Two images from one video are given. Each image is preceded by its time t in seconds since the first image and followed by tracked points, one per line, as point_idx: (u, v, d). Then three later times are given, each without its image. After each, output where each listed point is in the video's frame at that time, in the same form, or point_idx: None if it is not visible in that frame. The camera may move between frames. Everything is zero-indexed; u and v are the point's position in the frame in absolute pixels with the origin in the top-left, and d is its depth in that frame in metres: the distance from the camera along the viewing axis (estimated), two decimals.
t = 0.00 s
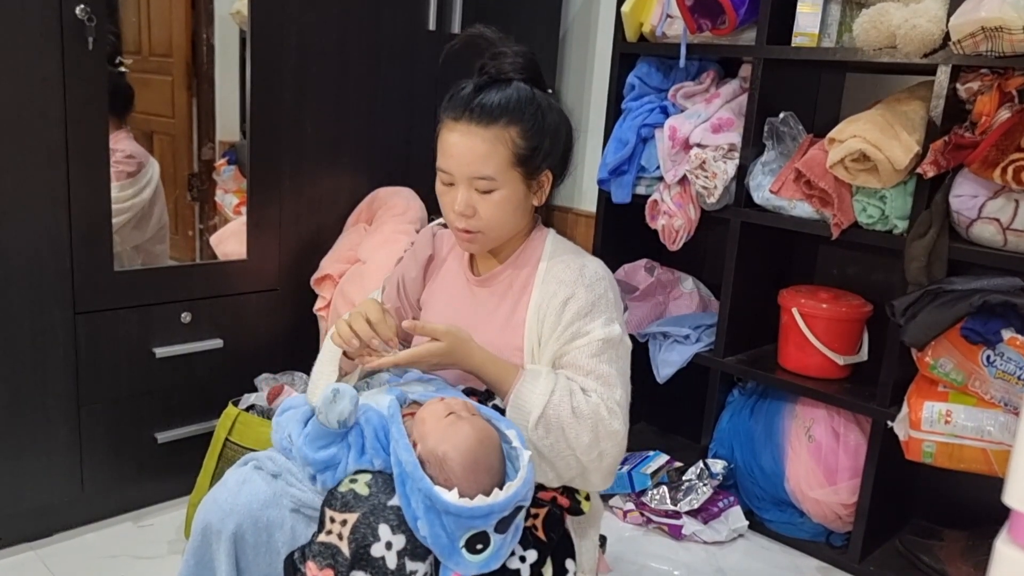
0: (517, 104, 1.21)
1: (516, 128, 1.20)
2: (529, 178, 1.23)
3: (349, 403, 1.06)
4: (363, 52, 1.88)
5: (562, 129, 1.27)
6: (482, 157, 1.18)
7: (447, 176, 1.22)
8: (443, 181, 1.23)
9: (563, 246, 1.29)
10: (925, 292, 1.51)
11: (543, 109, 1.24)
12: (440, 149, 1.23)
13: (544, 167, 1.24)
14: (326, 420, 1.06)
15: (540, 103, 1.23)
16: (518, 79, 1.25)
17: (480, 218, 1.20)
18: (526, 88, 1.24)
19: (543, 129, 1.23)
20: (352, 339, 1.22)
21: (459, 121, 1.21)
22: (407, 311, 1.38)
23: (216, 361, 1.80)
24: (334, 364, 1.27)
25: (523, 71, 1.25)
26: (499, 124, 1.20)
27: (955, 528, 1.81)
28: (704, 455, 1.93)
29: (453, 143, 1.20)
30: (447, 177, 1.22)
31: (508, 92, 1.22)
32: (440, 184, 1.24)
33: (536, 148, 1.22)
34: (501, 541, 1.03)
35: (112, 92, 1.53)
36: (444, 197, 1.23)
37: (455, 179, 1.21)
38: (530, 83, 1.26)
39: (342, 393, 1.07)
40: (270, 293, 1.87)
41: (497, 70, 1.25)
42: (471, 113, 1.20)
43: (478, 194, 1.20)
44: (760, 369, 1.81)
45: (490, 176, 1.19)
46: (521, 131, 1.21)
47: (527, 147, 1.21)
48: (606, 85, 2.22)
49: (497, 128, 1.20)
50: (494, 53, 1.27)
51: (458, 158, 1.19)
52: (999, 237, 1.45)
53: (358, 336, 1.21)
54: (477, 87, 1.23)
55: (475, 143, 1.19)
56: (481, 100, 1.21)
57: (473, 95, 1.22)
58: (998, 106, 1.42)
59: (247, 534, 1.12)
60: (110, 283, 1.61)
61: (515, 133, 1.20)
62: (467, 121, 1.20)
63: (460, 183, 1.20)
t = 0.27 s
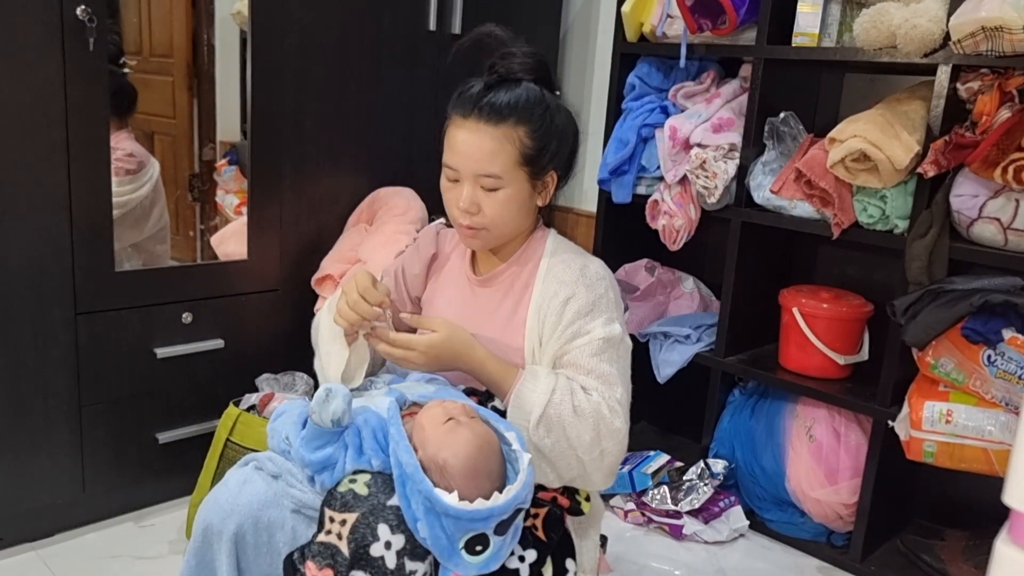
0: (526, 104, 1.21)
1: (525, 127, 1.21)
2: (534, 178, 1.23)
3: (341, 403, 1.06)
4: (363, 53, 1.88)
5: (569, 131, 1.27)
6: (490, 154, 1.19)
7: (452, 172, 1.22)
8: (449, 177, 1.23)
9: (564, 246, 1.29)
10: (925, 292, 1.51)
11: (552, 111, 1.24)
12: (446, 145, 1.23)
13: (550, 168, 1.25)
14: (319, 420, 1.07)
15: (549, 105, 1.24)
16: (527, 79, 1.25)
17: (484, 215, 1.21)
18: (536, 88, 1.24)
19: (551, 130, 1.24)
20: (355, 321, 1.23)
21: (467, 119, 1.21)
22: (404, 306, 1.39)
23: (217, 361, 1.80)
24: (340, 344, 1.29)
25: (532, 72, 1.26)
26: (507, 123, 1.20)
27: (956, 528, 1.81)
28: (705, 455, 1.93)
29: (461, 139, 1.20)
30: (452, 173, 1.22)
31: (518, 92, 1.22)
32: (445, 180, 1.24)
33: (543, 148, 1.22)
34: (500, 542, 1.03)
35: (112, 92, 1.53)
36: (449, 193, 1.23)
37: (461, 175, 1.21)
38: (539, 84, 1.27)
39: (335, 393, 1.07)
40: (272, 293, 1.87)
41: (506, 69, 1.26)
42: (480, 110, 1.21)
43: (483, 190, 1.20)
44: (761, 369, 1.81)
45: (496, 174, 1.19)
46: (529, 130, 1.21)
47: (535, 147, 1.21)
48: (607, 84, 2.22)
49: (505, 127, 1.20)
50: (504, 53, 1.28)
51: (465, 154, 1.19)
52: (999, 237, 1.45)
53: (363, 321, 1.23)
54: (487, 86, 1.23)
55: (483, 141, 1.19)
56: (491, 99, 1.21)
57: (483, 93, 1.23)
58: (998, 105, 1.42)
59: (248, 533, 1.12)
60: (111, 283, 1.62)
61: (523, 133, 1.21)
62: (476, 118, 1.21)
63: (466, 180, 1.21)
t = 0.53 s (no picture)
0: (535, 104, 1.22)
1: (533, 124, 1.21)
2: (539, 177, 1.24)
3: (331, 400, 1.09)
4: (363, 52, 1.88)
5: (576, 134, 1.28)
6: (497, 148, 1.19)
7: (458, 164, 1.22)
8: (454, 169, 1.23)
9: (564, 244, 1.29)
10: (925, 291, 1.51)
11: (561, 112, 1.25)
12: (454, 137, 1.24)
13: (555, 168, 1.25)
14: (311, 418, 1.09)
15: (558, 106, 1.24)
16: (538, 80, 1.26)
17: (486, 208, 1.21)
18: (546, 89, 1.25)
19: (558, 132, 1.24)
20: (364, 299, 1.23)
21: (477, 113, 1.22)
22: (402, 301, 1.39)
23: (217, 361, 1.80)
24: (331, 322, 1.29)
25: (543, 73, 1.26)
26: (516, 121, 1.20)
27: (958, 528, 1.80)
28: (705, 455, 1.93)
29: (469, 132, 1.21)
30: (458, 165, 1.23)
31: (528, 92, 1.23)
32: (450, 172, 1.24)
33: (549, 149, 1.23)
34: (500, 543, 1.03)
35: (112, 91, 1.53)
36: (452, 185, 1.24)
37: (467, 168, 1.21)
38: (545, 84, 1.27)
39: (325, 390, 1.10)
40: (272, 293, 1.87)
41: (516, 69, 1.26)
42: (490, 105, 1.21)
43: (487, 184, 1.21)
44: (761, 368, 1.80)
45: (502, 168, 1.20)
46: (537, 128, 1.22)
47: (541, 147, 1.22)
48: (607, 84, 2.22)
49: (514, 124, 1.20)
50: (516, 53, 1.29)
51: (473, 146, 1.20)
52: (999, 236, 1.45)
53: (375, 297, 1.24)
54: (499, 83, 1.24)
55: (491, 135, 1.20)
56: (501, 96, 1.22)
57: (493, 90, 1.23)
58: (999, 104, 1.42)
59: (246, 533, 1.12)
60: (110, 283, 1.61)
61: (530, 131, 1.21)
62: (485, 113, 1.21)
63: (471, 172, 1.21)
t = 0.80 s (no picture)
0: (538, 103, 1.22)
1: (536, 122, 1.22)
2: (541, 176, 1.24)
3: (331, 396, 1.09)
4: (364, 52, 1.88)
5: (579, 135, 1.28)
6: (498, 146, 1.19)
7: (460, 160, 1.22)
8: (455, 166, 1.24)
9: (565, 243, 1.29)
10: (927, 291, 1.51)
11: (564, 112, 1.25)
12: (456, 133, 1.24)
13: (557, 167, 1.25)
14: (311, 415, 1.09)
15: (561, 106, 1.24)
16: (542, 80, 1.25)
17: (487, 205, 1.21)
18: (550, 90, 1.24)
19: (561, 132, 1.24)
20: (363, 298, 1.23)
21: (480, 111, 1.22)
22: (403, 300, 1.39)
23: (218, 361, 1.80)
24: (329, 328, 1.29)
25: (546, 73, 1.26)
26: (518, 119, 1.20)
27: (959, 527, 1.80)
28: (707, 454, 1.93)
29: (471, 129, 1.21)
30: (460, 162, 1.23)
31: (532, 91, 1.22)
32: (452, 169, 1.24)
33: (551, 148, 1.23)
34: (502, 543, 1.03)
35: (113, 91, 1.53)
36: (454, 181, 1.24)
37: (468, 164, 1.21)
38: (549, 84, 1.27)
39: (326, 388, 1.10)
40: (273, 293, 1.87)
41: (520, 68, 1.25)
42: (493, 103, 1.21)
43: (489, 180, 1.21)
44: (762, 368, 1.80)
45: (503, 165, 1.20)
46: (539, 127, 1.22)
47: (543, 146, 1.22)
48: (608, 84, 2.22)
49: (516, 122, 1.20)
50: (521, 52, 1.28)
51: (475, 143, 1.20)
52: (1001, 236, 1.44)
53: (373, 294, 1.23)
54: (503, 82, 1.24)
55: (493, 132, 1.20)
56: (504, 94, 1.22)
57: (497, 89, 1.23)
58: (1000, 104, 1.42)
59: (248, 533, 1.12)
60: (112, 283, 1.61)
61: (532, 130, 1.21)
62: (488, 111, 1.21)
63: (473, 169, 1.21)
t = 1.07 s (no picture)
0: (542, 100, 1.22)
1: (539, 119, 1.21)
2: (544, 173, 1.24)
3: (334, 388, 1.12)
4: (368, 50, 1.88)
5: (582, 133, 1.27)
6: (502, 142, 1.19)
7: (463, 157, 1.22)
8: (459, 163, 1.24)
9: (569, 241, 1.29)
10: (932, 289, 1.51)
11: (567, 109, 1.25)
12: (460, 130, 1.24)
13: (560, 164, 1.25)
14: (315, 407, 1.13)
15: (565, 104, 1.24)
16: (546, 77, 1.25)
17: (489, 202, 1.21)
18: (554, 87, 1.24)
19: (564, 129, 1.24)
20: (366, 297, 1.24)
21: (484, 107, 1.22)
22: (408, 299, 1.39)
23: (222, 359, 1.80)
24: (331, 329, 1.28)
25: (550, 71, 1.26)
26: (522, 116, 1.20)
27: (963, 526, 1.80)
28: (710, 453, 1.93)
29: (475, 125, 1.21)
30: (463, 159, 1.23)
31: (536, 89, 1.22)
32: (455, 166, 1.24)
33: (554, 146, 1.23)
34: (505, 538, 1.03)
35: (118, 89, 1.53)
36: (457, 178, 1.24)
37: (472, 161, 1.21)
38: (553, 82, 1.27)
39: (330, 379, 1.14)
40: (276, 290, 1.87)
41: (524, 66, 1.25)
42: (497, 100, 1.21)
43: (492, 177, 1.21)
44: (766, 366, 1.80)
45: (507, 161, 1.20)
46: (543, 124, 1.22)
47: (546, 143, 1.22)
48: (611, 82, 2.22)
49: (519, 119, 1.20)
50: (525, 50, 1.28)
51: (478, 140, 1.20)
52: (1006, 234, 1.44)
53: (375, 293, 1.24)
54: (507, 79, 1.24)
55: (496, 128, 1.20)
56: (508, 91, 1.22)
57: (501, 86, 1.23)
58: (1005, 102, 1.41)
59: (252, 530, 1.12)
60: (115, 281, 1.61)
61: (536, 127, 1.21)
62: (492, 107, 1.21)
63: (476, 166, 1.21)
